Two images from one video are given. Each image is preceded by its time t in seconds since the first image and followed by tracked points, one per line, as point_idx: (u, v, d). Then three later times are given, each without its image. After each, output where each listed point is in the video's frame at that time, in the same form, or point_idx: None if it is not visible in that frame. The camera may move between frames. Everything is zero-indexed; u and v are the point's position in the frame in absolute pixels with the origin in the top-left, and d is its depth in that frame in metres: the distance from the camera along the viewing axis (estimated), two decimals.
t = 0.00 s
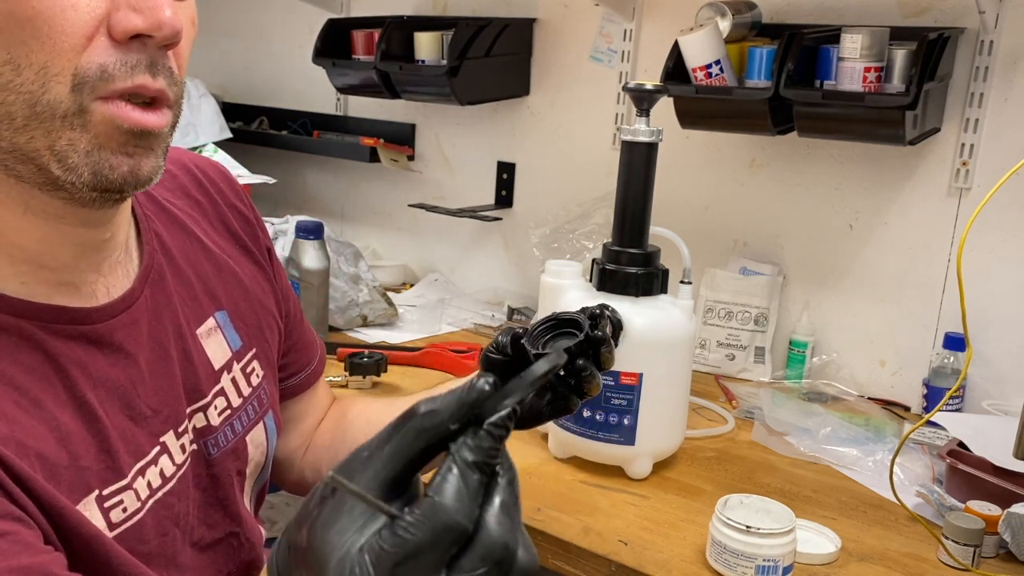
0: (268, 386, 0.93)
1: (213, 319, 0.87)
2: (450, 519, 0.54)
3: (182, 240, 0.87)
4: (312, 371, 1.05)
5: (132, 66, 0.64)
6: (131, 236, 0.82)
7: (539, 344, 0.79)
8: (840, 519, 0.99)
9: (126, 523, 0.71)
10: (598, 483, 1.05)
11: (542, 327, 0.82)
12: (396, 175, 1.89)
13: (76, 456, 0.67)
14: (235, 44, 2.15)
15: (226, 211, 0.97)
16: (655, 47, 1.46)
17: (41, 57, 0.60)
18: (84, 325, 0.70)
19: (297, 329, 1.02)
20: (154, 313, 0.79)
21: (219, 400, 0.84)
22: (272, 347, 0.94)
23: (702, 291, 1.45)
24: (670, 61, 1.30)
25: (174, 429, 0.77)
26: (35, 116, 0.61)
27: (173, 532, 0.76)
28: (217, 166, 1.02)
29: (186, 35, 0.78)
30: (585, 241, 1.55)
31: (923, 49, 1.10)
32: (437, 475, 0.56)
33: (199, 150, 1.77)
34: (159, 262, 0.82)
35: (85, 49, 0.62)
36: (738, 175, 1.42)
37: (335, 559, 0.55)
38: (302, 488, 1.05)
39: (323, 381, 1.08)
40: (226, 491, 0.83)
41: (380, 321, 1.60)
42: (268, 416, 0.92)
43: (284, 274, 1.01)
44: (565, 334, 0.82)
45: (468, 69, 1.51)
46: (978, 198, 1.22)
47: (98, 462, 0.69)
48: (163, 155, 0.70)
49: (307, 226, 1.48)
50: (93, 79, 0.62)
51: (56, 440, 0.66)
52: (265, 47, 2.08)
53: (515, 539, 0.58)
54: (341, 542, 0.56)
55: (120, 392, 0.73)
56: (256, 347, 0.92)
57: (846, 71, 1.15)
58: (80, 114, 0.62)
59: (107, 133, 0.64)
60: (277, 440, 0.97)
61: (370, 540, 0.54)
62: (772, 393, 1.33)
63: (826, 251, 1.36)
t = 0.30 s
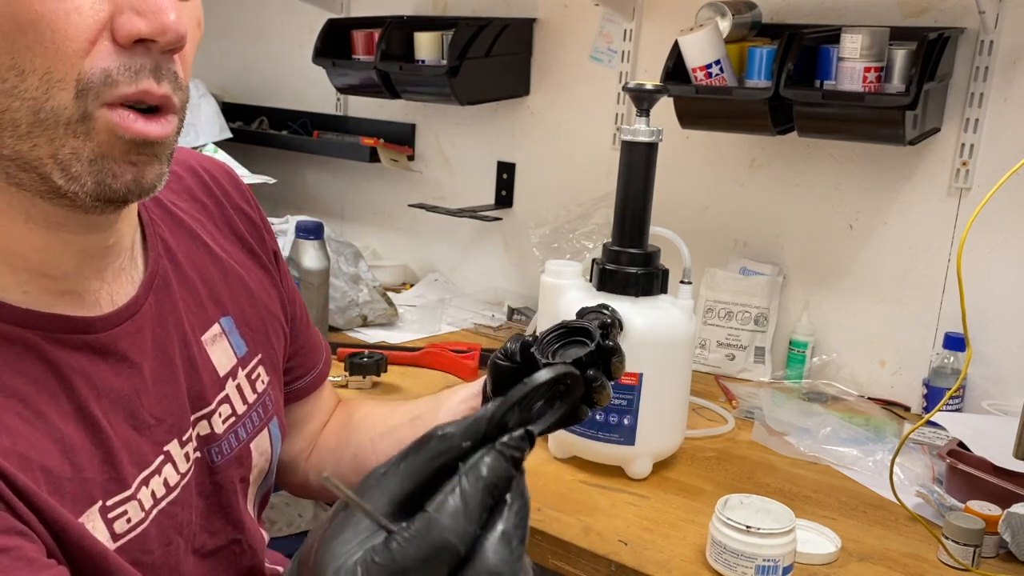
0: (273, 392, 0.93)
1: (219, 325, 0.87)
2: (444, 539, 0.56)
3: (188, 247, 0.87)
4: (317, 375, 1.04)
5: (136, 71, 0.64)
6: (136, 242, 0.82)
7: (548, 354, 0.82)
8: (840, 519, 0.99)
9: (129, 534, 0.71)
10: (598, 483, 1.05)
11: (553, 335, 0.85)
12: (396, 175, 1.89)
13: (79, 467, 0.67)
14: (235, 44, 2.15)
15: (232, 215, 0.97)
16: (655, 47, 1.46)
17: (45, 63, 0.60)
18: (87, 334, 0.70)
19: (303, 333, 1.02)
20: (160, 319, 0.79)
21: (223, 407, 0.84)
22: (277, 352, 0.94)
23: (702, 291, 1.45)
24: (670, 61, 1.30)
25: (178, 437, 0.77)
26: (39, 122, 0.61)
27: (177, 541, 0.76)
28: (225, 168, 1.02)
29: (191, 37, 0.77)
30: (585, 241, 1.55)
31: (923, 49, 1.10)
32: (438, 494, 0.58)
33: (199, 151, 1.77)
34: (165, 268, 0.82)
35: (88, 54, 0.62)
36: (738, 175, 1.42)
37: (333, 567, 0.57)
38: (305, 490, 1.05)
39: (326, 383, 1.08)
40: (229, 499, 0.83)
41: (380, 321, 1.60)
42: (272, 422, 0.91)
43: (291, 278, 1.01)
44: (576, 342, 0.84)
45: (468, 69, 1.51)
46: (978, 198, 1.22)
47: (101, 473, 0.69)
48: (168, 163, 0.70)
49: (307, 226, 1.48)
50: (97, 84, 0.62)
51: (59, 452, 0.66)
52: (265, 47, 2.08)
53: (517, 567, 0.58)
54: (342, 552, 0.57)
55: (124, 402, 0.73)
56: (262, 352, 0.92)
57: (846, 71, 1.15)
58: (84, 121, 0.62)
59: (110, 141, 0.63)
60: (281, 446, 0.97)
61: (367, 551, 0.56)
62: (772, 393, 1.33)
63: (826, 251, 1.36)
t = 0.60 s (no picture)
0: (273, 396, 0.93)
1: (218, 330, 0.87)
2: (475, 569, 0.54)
3: (187, 252, 0.87)
4: (318, 377, 1.04)
5: (148, 87, 0.63)
6: (135, 247, 0.82)
7: (550, 364, 0.81)
8: (840, 519, 0.99)
9: (128, 543, 0.71)
10: (598, 483, 1.05)
11: (553, 343, 0.84)
12: (396, 175, 1.89)
13: (77, 476, 0.67)
14: (235, 44, 2.15)
15: (232, 217, 0.97)
16: (655, 46, 1.46)
17: (52, 80, 0.60)
18: (85, 342, 0.70)
19: (304, 335, 1.02)
20: (158, 325, 0.79)
21: (222, 412, 0.84)
22: (277, 356, 0.94)
23: (702, 291, 1.45)
24: (670, 61, 1.31)
25: (177, 444, 0.77)
26: (46, 137, 0.61)
27: (176, 548, 0.76)
28: (225, 168, 1.01)
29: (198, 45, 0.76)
30: (585, 241, 1.55)
31: (923, 49, 1.10)
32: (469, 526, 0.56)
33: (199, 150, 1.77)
34: (163, 274, 0.82)
35: (98, 71, 0.61)
36: (738, 175, 1.42)
37: None
38: (306, 492, 1.05)
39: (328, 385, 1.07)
40: (228, 505, 0.84)
41: (380, 321, 1.60)
42: (272, 427, 0.91)
43: (291, 280, 1.01)
44: (579, 349, 0.84)
45: (468, 69, 1.51)
46: (978, 198, 1.22)
47: (100, 481, 0.69)
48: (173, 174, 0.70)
49: (307, 226, 1.48)
50: (108, 102, 0.62)
51: (57, 460, 0.66)
52: (265, 47, 2.08)
53: None
54: None
55: (123, 409, 0.73)
56: (262, 357, 0.92)
57: (846, 71, 1.15)
58: (93, 137, 0.62)
59: (118, 158, 0.63)
60: (281, 450, 0.97)
61: None
62: (772, 393, 1.33)
63: (826, 251, 1.36)
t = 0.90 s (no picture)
0: (265, 395, 0.92)
1: (208, 329, 0.87)
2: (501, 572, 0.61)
3: (176, 251, 0.87)
4: (309, 375, 1.04)
5: (227, 113, 0.71)
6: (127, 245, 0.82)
7: (532, 363, 0.81)
8: (840, 519, 0.99)
9: (122, 543, 0.71)
10: (598, 483, 1.05)
11: (531, 341, 0.82)
12: (396, 175, 1.89)
13: (70, 477, 0.68)
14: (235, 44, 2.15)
15: (222, 214, 0.97)
16: (656, 47, 1.46)
17: (151, 116, 0.66)
18: (73, 343, 0.71)
19: (294, 333, 1.02)
20: (148, 324, 0.79)
21: (213, 411, 0.84)
22: (268, 354, 0.94)
23: (702, 291, 1.45)
24: (670, 61, 1.31)
25: (168, 444, 0.77)
26: (139, 163, 0.67)
27: (169, 548, 0.76)
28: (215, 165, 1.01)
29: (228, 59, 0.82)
30: (585, 241, 1.55)
31: (923, 49, 1.10)
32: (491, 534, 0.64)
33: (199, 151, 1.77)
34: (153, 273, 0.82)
35: (189, 104, 0.67)
36: (738, 175, 1.42)
37: None
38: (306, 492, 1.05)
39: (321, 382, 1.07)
40: (220, 504, 0.84)
41: (380, 321, 1.60)
42: (264, 425, 0.91)
43: (281, 277, 1.00)
44: (558, 341, 0.82)
45: (468, 70, 1.51)
46: (978, 198, 1.22)
47: (93, 482, 0.70)
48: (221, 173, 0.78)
49: (307, 226, 1.49)
50: (200, 131, 0.69)
51: (49, 462, 0.66)
52: (266, 48, 2.08)
53: None
54: None
55: (115, 409, 0.73)
56: (252, 355, 0.91)
57: (846, 71, 1.15)
58: (180, 159, 0.69)
59: (198, 169, 0.71)
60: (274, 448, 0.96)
61: None
62: (772, 393, 1.33)
63: (826, 251, 1.36)
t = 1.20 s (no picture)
0: (263, 391, 0.92)
1: (206, 326, 0.87)
2: None
3: (173, 248, 0.87)
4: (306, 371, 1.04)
5: (228, 115, 0.72)
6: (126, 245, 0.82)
7: (519, 347, 0.84)
8: (840, 519, 0.99)
9: (129, 540, 0.71)
10: (598, 483, 1.05)
11: (519, 325, 0.86)
12: (396, 175, 1.89)
13: (75, 475, 0.67)
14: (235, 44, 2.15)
15: (218, 212, 0.97)
16: (656, 47, 1.46)
17: (159, 123, 0.66)
18: (75, 341, 0.70)
19: (291, 329, 1.02)
20: (148, 322, 0.79)
21: (212, 408, 0.84)
22: (266, 352, 0.94)
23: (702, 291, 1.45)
24: (670, 61, 1.31)
25: (170, 440, 0.77)
26: (145, 170, 0.68)
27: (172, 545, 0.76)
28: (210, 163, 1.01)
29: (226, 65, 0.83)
30: (585, 241, 1.55)
31: (923, 49, 1.10)
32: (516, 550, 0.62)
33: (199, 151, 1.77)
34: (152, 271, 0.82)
35: (193, 109, 0.69)
36: (738, 175, 1.42)
37: None
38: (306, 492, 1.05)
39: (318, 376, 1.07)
40: (221, 500, 0.84)
41: (380, 321, 1.60)
42: (262, 421, 0.91)
43: (277, 274, 1.00)
44: (545, 328, 0.86)
45: (468, 69, 1.51)
46: (978, 198, 1.22)
47: (98, 479, 0.69)
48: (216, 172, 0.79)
49: (306, 226, 1.49)
50: (200, 134, 0.70)
51: (53, 461, 0.66)
52: (265, 47, 2.08)
53: None
54: None
55: (117, 406, 0.73)
56: (251, 352, 0.91)
57: (846, 71, 1.15)
58: (182, 164, 0.70)
59: (198, 172, 0.72)
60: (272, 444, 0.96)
61: None
62: (772, 393, 1.33)
63: (826, 251, 1.36)
